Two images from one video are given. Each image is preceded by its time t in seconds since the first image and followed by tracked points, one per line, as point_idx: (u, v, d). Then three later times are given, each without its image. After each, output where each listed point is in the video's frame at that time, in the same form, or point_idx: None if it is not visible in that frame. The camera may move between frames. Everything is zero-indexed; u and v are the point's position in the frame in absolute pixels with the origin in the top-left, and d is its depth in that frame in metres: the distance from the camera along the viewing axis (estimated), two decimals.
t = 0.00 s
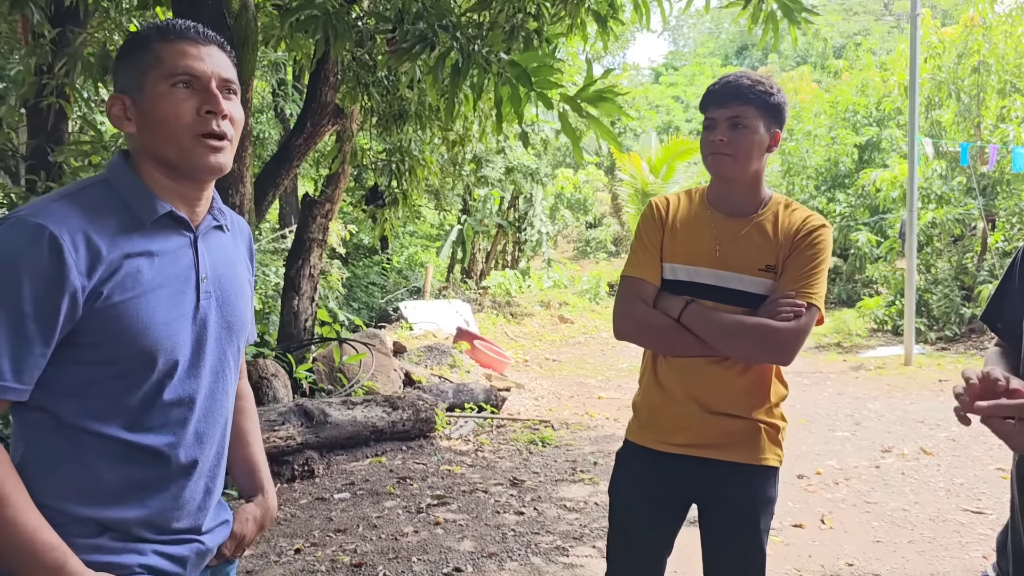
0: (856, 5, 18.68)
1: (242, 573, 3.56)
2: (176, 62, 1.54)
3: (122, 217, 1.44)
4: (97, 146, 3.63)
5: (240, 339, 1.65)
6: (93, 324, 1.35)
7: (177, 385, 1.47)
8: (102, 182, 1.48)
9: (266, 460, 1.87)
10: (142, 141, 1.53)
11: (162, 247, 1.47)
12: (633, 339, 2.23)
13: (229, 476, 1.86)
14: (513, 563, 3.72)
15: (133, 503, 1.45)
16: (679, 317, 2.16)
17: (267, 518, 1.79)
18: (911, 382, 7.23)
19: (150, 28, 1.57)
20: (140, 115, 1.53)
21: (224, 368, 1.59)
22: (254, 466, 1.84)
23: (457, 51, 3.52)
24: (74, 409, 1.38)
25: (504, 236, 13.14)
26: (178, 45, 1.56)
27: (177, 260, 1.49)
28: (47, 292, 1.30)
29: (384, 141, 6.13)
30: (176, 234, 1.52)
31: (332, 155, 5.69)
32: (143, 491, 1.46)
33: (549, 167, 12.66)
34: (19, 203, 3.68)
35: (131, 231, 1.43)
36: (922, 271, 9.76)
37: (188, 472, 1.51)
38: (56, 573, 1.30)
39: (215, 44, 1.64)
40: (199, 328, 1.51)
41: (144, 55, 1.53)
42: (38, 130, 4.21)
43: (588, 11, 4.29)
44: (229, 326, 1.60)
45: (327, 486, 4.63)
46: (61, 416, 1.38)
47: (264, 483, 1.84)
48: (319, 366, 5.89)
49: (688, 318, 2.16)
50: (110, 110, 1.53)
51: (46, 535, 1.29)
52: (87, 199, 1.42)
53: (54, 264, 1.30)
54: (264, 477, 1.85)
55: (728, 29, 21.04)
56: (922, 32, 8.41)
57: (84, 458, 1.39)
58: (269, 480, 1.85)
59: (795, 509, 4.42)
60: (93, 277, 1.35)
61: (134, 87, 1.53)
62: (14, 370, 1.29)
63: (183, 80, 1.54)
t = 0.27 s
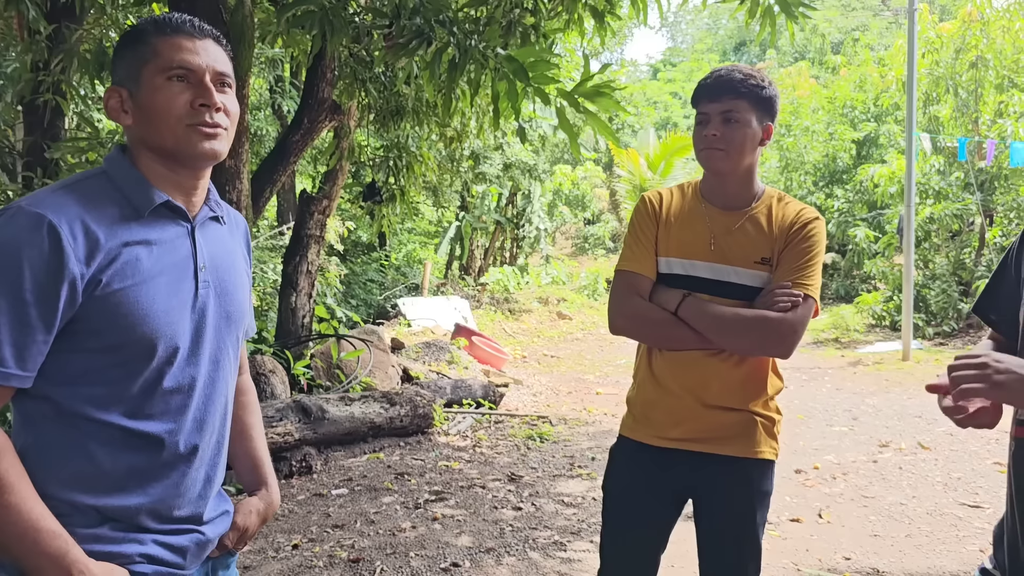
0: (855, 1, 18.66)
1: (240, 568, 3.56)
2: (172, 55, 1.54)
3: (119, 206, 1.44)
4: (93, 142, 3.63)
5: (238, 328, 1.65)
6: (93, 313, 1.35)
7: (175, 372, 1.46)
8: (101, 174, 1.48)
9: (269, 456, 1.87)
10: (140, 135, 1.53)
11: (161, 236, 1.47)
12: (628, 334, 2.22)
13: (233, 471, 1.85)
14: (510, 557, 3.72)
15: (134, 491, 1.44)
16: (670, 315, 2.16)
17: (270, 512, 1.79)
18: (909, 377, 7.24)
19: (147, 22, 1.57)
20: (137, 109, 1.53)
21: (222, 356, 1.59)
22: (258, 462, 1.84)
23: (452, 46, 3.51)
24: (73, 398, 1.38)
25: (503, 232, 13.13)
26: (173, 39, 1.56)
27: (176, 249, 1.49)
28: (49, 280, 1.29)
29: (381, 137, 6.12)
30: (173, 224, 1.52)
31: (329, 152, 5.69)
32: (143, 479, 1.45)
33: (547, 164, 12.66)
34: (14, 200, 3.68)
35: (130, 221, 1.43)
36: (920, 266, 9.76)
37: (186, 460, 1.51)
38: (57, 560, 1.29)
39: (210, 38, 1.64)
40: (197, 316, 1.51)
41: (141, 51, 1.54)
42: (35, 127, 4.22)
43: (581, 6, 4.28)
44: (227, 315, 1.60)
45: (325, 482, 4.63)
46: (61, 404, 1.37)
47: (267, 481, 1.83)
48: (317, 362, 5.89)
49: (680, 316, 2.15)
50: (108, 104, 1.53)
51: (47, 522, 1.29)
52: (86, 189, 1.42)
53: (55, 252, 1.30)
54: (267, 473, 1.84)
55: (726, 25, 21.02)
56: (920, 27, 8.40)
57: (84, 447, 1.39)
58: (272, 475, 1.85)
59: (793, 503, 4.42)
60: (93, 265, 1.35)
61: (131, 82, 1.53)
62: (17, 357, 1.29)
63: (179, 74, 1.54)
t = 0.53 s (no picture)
0: (856, 4, 18.66)
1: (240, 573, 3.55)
2: (152, 57, 1.54)
3: (100, 210, 1.44)
4: (94, 145, 3.63)
5: (232, 333, 1.63)
6: (71, 314, 1.36)
7: (157, 376, 1.46)
8: (86, 179, 1.49)
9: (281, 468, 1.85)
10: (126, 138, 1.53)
11: (144, 239, 1.47)
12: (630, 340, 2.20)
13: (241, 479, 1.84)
14: (510, 562, 3.71)
15: (116, 496, 1.44)
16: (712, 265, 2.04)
17: (274, 523, 1.77)
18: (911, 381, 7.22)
19: (126, 28, 1.58)
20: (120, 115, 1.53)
21: (212, 361, 1.57)
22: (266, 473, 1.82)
23: (454, 49, 3.51)
24: (57, 401, 1.39)
25: (504, 235, 13.13)
26: (154, 41, 1.56)
27: (159, 252, 1.49)
28: (22, 283, 1.31)
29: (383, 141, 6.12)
30: (158, 227, 1.51)
31: (330, 155, 5.69)
32: (126, 485, 1.45)
33: (548, 167, 12.67)
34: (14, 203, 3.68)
35: (111, 224, 1.44)
36: (922, 269, 9.75)
37: (172, 467, 1.50)
38: (25, 565, 1.30)
39: (190, 39, 1.64)
40: (182, 319, 1.50)
41: (122, 54, 1.54)
42: (36, 129, 4.22)
43: (583, 9, 4.28)
44: (219, 320, 1.58)
45: (325, 486, 4.62)
46: (46, 408, 1.39)
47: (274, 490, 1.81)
48: (317, 365, 5.89)
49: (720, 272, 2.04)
50: (92, 110, 1.53)
51: (16, 528, 1.30)
52: (68, 194, 1.43)
53: (28, 257, 1.32)
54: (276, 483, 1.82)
55: (728, 28, 21.04)
56: (921, 30, 8.40)
57: (66, 450, 1.40)
58: (280, 486, 1.83)
59: (794, 508, 4.41)
60: (67, 267, 1.36)
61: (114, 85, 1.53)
62: None
63: (160, 75, 1.54)
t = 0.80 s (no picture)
0: (859, 9, 18.66)
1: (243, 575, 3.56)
2: (157, 67, 1.54)
3: (94, 211, 1.44)
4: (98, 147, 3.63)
5: (232, 333, 1.62)
6: (64, 315, 1.37)
7: (153, 376, 1.46)
8: (82, 180, 1.49)
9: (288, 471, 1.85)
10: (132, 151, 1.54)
11: (139, 238, 1.47)
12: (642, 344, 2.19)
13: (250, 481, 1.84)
14: (512, 566, 3.71)
15: (112, 498, 1.44)
16: (747, 214, 1.96)
17: (278, 527, 1.76)
18: (913, 386, 7.23)
19: (133, 36, 1.58)
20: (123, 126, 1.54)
21: (210, 362, 1.56)
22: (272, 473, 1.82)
23: (459, 54, 3.52)
24: (53, 403, 1.40)
25: (505, 238, 13.14)
26: (160, 52, 1.56)
27: (154, 251, 1.49)
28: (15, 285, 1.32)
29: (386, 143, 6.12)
30: (155, 227, 1.51)
31: (333, 157, 5.69)
32: (123, 487, 1.45)
33: (550, 170, 12.68)
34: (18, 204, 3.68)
35: (105, 224, 1.44)
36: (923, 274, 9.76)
37: (170, 468, 1.50)
38: (21, 564, 1.31)
39: (198, 50, 1.64)
40: (177, 319, 1.49)
41: (126, 64, 1.54)
42: (40, 130, 4.23)
43: (589, 14, 4.28)
44: (216, 320, 1.58)
45: (327, 488, 4.63)
46: (43, 410, 1.40)
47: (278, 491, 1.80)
48: (319, 367, 5.89)
49: (752, 224, 1.96)
50: (94, 117, 1.54)
51: (12, 527, 1.31)
52: (64, 195, 1.44)
53: (19, 258, 1.33)
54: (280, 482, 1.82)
55: (730, 32, 21.06)
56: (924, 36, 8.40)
57: (62, 452, 1.41)
58: (287, 491, 1.82)
59: (795, 513, 4.41)
60: (60, 267, 1.36)
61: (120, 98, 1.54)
62: None
63: (163, 84, 1.54)
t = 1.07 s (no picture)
0: (857, 10, 18.69)
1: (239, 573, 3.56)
2: (143, 59, 1.55)
3: (82, 208, 1.44)
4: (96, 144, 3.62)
5: (224, 330, 1.61)
6: (55, 312, 1.37)
7: (147, 374, 1.45)
8: (69, 178, 1.49)
9: (271, 464, 1.85)
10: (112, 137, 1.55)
11: (127, 235, 1.47)
12: (642, 345, 2.21)
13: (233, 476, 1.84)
14: (509, 564, 3.72)
15: (105, 497, 1.44)
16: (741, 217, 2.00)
17: (266, 521, 1.76)
18: (909, 387, 7.24)
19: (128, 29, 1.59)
20: (110, 113, 1.55)
21: (203, 359, 1.56)
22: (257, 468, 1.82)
23: (456, 52, 3.52)
24: (44, 402, 1.40)
25: (503, 237, 13.14)
26: (148, 42, 1.57)
27: (143, 248, 1.48)
28: (4, 283, 1.32)
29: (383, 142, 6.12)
30: (143, 224, 1.51)
31: (331, 156, 5.69)
32: (116, 486, 1.45)
33: (548, 169, 12.69)
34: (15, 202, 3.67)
35: (92, 221, 1.44)
36: (920, 275, 9.79)
37: (163, 467, 1.49)
38: (13, 559, 1.31)
39: (192, 43, 1.64)
40: (169, 316, 1.49)
41: (118, 54, 1.56)
42: (37, 128, 4.22)
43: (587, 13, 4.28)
44: (209, 317, 1.57)
45: (324, 486, 4.63)
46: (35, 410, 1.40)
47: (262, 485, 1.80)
48: (317, 366, 5.89)
49: (746, 225, 1.99)
50: (89, 108, 1.57)
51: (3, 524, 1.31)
52: (52, 192, 1.43)
53: (7, 255, 1.33)
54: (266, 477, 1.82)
55: (728, 32, 21.08)
56: (922, 37, 8.42)
57: (54, 451, 1.40)
58: (271, 483, 1.82)
59: (791, 512, 4.42)
60: (47, 265, 1.36)
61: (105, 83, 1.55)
62: None
63: (149, 77, 1.55)
